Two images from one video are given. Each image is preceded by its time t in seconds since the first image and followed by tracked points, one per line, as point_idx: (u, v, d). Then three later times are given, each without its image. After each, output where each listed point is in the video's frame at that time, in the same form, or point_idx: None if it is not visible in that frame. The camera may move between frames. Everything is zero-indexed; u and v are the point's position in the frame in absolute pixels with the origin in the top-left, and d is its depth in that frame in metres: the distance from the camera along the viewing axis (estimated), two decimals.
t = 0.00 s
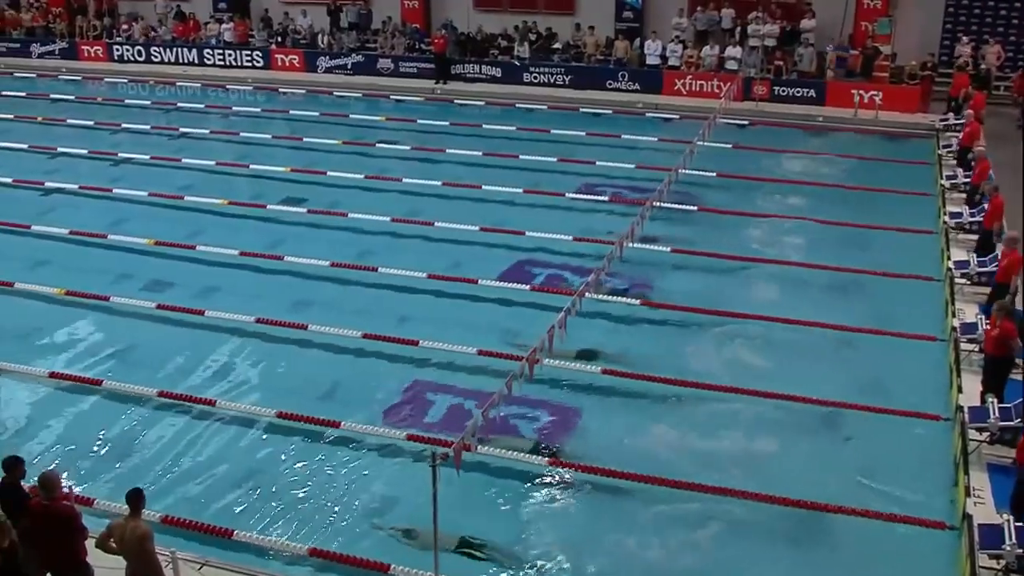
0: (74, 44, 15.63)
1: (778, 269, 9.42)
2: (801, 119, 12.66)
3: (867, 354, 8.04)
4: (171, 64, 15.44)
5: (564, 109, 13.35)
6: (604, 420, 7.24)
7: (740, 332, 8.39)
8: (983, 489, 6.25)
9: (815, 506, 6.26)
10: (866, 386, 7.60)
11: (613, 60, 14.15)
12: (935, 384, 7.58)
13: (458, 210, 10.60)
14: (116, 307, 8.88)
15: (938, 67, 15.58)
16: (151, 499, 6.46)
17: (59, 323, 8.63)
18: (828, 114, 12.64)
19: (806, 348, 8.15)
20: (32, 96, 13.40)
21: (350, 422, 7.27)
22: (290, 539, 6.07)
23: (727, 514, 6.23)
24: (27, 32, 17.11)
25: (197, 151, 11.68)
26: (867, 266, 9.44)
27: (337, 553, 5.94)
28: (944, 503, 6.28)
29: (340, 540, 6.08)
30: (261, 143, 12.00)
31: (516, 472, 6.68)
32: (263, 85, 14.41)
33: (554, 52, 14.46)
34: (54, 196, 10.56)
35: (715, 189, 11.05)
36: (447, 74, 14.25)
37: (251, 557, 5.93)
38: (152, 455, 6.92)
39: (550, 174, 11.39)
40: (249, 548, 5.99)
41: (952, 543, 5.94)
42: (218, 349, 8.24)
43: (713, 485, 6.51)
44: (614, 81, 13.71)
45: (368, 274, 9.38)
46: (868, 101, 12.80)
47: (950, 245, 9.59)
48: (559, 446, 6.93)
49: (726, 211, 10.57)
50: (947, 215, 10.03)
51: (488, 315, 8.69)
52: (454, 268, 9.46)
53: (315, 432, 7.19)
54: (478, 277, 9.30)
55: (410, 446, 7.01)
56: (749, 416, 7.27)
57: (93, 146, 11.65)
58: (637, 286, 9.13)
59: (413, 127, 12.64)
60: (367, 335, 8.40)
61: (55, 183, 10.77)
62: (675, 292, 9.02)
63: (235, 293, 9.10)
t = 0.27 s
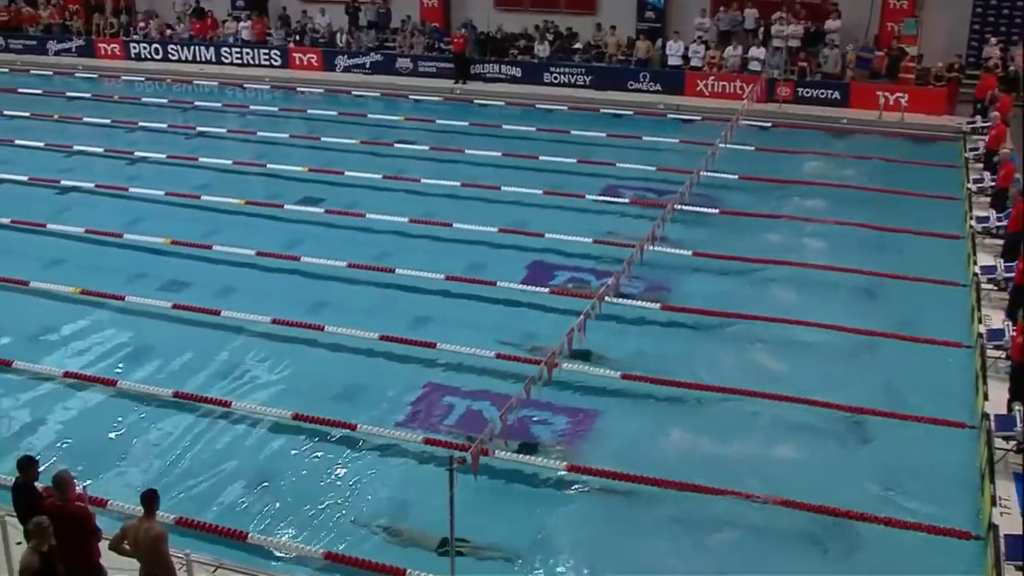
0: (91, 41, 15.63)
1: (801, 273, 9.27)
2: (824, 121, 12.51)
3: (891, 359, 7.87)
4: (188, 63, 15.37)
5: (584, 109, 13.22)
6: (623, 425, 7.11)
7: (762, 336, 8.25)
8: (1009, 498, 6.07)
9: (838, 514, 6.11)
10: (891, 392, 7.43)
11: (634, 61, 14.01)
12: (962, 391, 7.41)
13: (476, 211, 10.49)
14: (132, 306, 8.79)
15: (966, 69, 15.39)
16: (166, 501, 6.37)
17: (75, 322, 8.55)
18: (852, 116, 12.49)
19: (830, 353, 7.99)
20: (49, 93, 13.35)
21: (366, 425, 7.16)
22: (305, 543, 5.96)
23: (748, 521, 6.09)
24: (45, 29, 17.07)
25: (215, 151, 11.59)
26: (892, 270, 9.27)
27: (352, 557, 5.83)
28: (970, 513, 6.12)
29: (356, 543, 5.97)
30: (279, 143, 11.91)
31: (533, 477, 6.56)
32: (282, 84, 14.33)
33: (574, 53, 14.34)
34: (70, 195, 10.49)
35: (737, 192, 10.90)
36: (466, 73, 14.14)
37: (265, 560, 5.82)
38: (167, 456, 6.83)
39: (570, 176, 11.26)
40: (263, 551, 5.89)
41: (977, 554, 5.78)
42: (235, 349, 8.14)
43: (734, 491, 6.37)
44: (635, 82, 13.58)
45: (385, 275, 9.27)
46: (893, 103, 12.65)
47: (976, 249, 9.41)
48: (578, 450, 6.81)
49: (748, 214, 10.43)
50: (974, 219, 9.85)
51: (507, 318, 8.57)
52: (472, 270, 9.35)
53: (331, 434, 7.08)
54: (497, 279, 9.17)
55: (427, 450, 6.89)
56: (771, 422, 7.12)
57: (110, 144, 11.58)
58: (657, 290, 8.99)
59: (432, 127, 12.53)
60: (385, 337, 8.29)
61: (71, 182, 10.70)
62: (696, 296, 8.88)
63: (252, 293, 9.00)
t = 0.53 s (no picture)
0: (112, 39, 15.64)
1: (829, 278, 9.09)
2: (853, 124, 12.34)
3: (921, 367, 7.69)
4: (209, 60, 15.30)
5: (609, 110, 13.07)
6: (648, 431, 6.96)
7: (789, 342, 8.08)
8: None
9: (866, 525, 5.95)
10: (921, 400, 7.26)
11: (659, 61, 13.84)
12: (993, 400, 7.23)
13: (499, 212, 10.36)
14: (151, 306, 8.71)
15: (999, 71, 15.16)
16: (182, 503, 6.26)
17: (94, 321, 8.47)
18: (882, 119, 12.30)
19: (859, 359, 7.82)
20: (71, 91, 13.30)
21: (387, 428, 7.05)
22: (324, 547, 5.85)
23: (774, 531, 5.93)
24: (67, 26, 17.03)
25: (236, 150, 11.51)
26: (922, 276, 9.08)
27: (372, 561, 5.72)
28: (1002, 525, 5.93)
29: (375, 548, 5.86)
30: (300, 142, 11.82)
31: (556, 482, 6.42)
32: (304, 83, 14.25)
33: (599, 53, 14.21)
34: (90, 193, 10.43)
35: (764, 195, 10.73)
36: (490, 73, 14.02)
37: (284, 564, 5.71)
38: (184, 459, 6.73)
39: (594, 177, 11.12)
40: (281, 555, 5.78)
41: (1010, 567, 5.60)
42: (253, 351, 8.04)
43: (760, 500, 6.22)
44: (660, 83, 13.42)
45: (407, 277, 9.15)
46: (925, 106, 12.47)
47: (1008, 256, 9.21)
48: (602, 456, 6.67)
49: (775, 217, 10.26)
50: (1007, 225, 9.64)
51: (530, 321, 8.44)
52: (495, 273, 9.22)
53: (350, 437, 6.96)
54: (519, 282, 9.05)
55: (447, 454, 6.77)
56: (798, 429, 6.96)
57: (131, 143, 11.51)
58: (683, 294, 8.84)
59: (455, 127, 12.41)
60: (406, 339, 8.17)
61: (91, 180, 10.64)
62: (721, 300, 8.72)
63: (272, 293, 8.91)
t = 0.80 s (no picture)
0: (132, 37, 15.58)
1: (856, 283, 8.92)
2: (881, 126, 12.16)
3: (950, 374, 7.52)
4: (230, 59, 15.26)
5: (633, 112, 12.94)
6: (671, 437, 6.82)
7: (815, 348, 7.92)
8: None
9: (894, 535, 5.79)
10: (950, 408, 7.09)
11: (684, 62, 13.69)
12: None
13: (521, 215, 10.24)
14: (171, 306, 8.62)
15: None
16: (201, 506, 6.16)
17: (113, 320, 8.39)
18: (910, 122, 12.12)
19: (886, 365, 7.66)
20: (90, 89, 13.25)
21: (406, 431, 6.94)
22: (342, 552, 5.75)
23: (799, 541, 5.79)
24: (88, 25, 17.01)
25: (256, 150, 11.43)
26: (951, 282, 8.91)
27: (391, 567, 5.61)
28: None
29: (394, 553, 5.76)
30: (321, 142, 11.73)
31: (577, 487, 6.29)
32: (325, 82, 14.16)
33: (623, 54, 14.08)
34: (109, 192, 10.37)
35: (790, 199, 10.58)
36: (512, 74, 13.91)
37: (301, 569, 5.62)
38: (203, 460, 6.63)
39: (618, 180, 10.99)
40: (299, 560, 5.68)
41: None
42: (272, 352, 7.95)
43: (785, 509, 6.07)
44: (685, 85, 13.28)
45: (428, 279, 9.04)
46: (955, 109, 12.27)
47: None
48: (624, 461, 6.54)
49: (802, 221, 10.10)
50: None
51: (552, 324, 8.31)
52: (516, 275, 9.10)
53: (369, 440, 6.85)
54: (541, 285, 8.92)
55: (467, 459, 6.65)
56: (824, 437, 6.81)
57: (150, 142, 11.45)
58: (707, 298, 8.69)
59: (477, 128, 12.30)
60: (426, 342, 8.06)
61: (110, 179, 10.58)
62: (746, 305, 8.57)
63: (291, 294, 8.82)
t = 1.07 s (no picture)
0: (152, 34, 15.53)
1: (883, 287, 8.75)
2: (909, 129, 11.97)
3: (979, 381, 7.34)
4: (250, 57, 15.25)
5: (657, 113, 12.80)
6: (693, 442, 6.69)
7: (841, 353, 7.76)
8: None
9: (920, 546, 5.64)
10: (978, 416, 6.91)
11: (709, 63, 13.52)
12: None
13: (543, 216, 10.12)
14: (190, 305, 8.55)
15: None
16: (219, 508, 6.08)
17: (132, 319, 8.32)
18: (939, 124, 11.93)
19: (914, 371, 7.49)
20: (110, 86, 13.21)
21: (425, 434, 6.83)
22: (360, 556, 5.66)
23: (823, 552, 5.65)
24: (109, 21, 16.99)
25: (276, 148, 11.36)
26: (981, 287, 8.72)
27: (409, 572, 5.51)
28: None
29: (413, 557, 5.66)
30: (341, 141, 11.64)
31: (598, 493, 6.17)
32: (345, 81, 14.08)
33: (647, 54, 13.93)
34: (128, 190, 10.31)
35: (816, 201, 10.41)
36: (535, 73, 13.79)
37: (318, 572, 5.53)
38: (221, 462, 6.55)
39: (641, 181, 10.86)
40: (317, 563, 5.59)
41: None
42: (290, 353, 7.85)
43: (810, 517, 5.93)
44: (710, 85, 13.12)
45: (448, 280, 8.94)
46: (986, 111, 12.03)
47: None
48: (646, 467, 6.41)
49: (828, 225, 9.93)
50: None
51: (573, 327, 8.19)
52: (537, 277, 8.98)
53: (387, 443, 6.75)
54: (563, 287, 8.80)
55: (486, 463, 6.54)
56: (849, 444, 6.65)
57: (170, 140, 11.39)
58: (731, 302, 8.54)
59: (499, 128, 12.19)
60: (446, 344, 7.95)
61: (129, 177, 10.52)
62: (772, 310, 8.42)
63: (310, 294, 8.73)
